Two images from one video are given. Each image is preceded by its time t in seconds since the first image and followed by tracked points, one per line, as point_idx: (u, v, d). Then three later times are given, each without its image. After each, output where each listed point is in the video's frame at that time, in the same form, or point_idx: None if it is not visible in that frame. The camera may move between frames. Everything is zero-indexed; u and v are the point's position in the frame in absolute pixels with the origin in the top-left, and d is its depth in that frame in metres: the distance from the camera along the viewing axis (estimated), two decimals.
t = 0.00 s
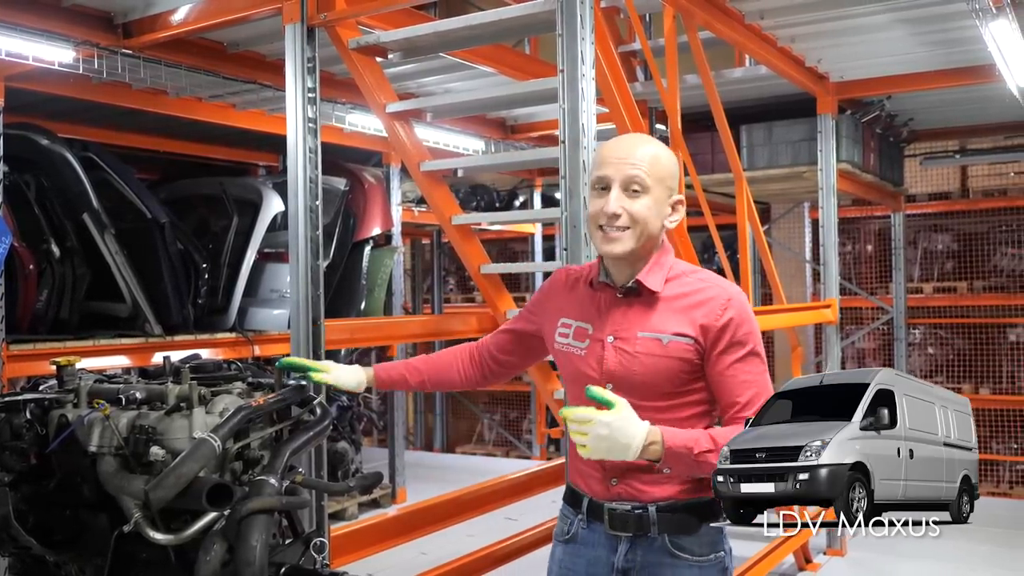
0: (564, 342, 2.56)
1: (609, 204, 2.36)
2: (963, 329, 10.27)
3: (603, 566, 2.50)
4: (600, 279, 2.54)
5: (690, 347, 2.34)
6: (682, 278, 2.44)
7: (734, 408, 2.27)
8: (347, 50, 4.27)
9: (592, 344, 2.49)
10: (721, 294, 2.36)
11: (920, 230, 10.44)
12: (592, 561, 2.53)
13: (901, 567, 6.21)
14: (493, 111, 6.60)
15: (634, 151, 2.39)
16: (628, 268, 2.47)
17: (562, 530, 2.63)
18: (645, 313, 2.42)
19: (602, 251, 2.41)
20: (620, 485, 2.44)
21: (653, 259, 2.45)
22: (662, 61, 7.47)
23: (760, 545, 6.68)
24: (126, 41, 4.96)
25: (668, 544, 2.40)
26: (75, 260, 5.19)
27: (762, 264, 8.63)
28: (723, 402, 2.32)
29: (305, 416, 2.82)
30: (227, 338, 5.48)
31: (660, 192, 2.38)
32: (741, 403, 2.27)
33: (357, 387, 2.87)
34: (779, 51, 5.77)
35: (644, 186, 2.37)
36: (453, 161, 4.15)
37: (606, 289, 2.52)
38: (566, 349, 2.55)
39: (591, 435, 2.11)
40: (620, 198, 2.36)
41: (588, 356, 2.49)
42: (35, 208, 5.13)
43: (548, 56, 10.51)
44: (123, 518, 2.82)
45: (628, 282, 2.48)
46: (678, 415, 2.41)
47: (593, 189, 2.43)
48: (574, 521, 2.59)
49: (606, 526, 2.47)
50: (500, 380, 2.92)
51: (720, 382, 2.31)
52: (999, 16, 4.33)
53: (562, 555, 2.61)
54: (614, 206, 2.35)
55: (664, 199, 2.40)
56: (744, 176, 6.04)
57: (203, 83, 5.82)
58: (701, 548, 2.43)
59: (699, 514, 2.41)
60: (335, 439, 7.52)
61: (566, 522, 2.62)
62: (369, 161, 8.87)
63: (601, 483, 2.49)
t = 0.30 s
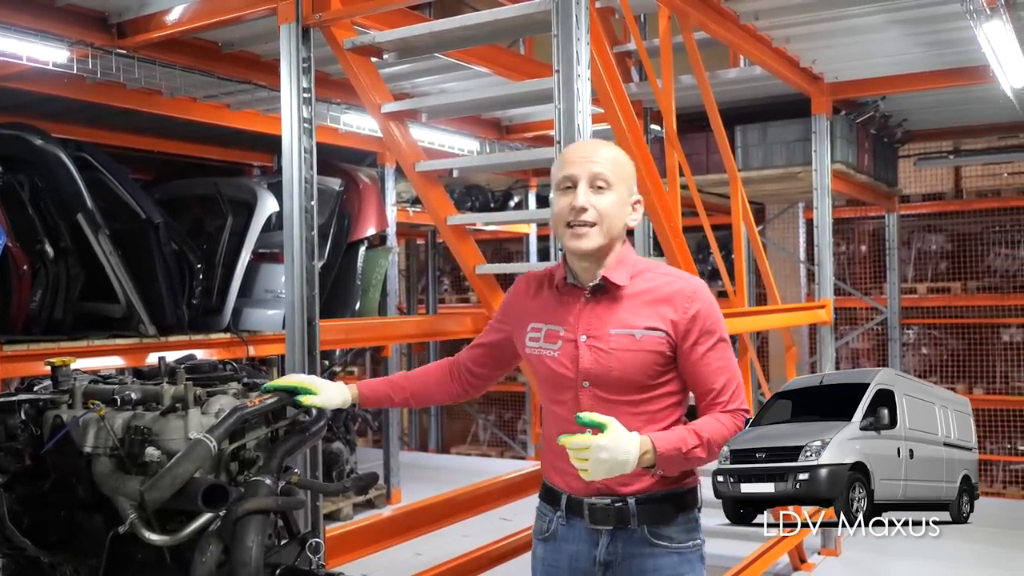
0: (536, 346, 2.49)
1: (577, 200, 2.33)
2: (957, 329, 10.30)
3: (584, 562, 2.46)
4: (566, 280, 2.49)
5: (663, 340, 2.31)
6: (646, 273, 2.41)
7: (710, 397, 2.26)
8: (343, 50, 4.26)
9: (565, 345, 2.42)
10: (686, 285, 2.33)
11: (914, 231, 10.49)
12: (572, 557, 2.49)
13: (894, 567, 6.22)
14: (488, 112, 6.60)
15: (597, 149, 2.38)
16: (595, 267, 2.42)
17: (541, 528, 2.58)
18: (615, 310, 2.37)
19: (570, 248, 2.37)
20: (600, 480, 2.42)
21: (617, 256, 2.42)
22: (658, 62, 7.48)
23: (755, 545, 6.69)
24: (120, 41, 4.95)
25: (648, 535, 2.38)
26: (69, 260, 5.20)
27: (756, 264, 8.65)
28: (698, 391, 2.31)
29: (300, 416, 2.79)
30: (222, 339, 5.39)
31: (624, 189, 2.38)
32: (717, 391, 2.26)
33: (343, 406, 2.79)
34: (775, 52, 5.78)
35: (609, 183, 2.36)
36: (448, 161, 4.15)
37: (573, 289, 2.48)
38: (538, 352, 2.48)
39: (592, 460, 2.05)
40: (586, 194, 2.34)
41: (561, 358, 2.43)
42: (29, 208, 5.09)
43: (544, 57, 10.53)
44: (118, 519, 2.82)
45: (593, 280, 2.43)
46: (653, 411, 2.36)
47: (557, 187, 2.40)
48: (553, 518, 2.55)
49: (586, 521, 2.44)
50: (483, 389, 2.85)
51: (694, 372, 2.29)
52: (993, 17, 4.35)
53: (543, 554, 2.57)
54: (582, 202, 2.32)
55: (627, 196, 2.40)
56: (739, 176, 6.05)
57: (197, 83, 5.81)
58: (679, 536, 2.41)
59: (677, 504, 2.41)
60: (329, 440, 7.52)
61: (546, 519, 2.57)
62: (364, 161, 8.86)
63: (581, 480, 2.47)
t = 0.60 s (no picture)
0: (516, 352, 2.49)
1: (541, 210, 2.34)
2: (953, 329, 10.32)
3: (572, 559, 2.47)
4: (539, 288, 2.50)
5: (637, 335, 2.33)
6: (616, 273, 2.43)
7: (685, 388, 2.27)
8: (339, 50, 4.26)
9: (544, 349, 2.43)
10: (653, 281, 2.35)
11: (909, 231, 10.50)
12: (560, 554, 2.50)
13: (890, 566, 6.24)
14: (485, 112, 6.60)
15: (555, 159, 2.39)
16: (565, 273, 2.44)
17: (529, 526, 2.60)
18: (589, 309, 2.39)
19: (540, 256, 2.38)
20: (587, 479, 2.42)
21: (585, 259, 2.44)
22: (654, 62, 7.49)
23: (751, 545, 6.71)
24: (117, 40, 4.93)
25: (634, 532, 2.39)
26: (65, 260, 5.21)
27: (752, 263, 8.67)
28: (674, 384, 2.31)
29: (297, 416, 2.78)
30: (218, 338, 5.34)
31: (585, 194, 2.40)
32: (690, 382, 2.27)
33: (336, 410, 2.79)
34: (771, 52, 5.80)
35: (571, 191, 2.37)
36: (445, 161, 4.15)
37: (547, 296, 2.48)
38: (519, 358, 2.49)
39: (577, 452, 2.04)
40: (550, 203, 2.35)
41: (542, 362, 2.44)
42: (26, 207, 5.12)
43: (540, 56, 10.53)
44: (116, 520, 2.81)
45: (565, 286, 2.45)
46: (632, 408, 2.36)
47: (519, 199, 2.40)
48: (541, 517, 2.56)
49: (573, 518, 2.45)
50: (467, 404, 2.86)
51: (668, 364, 2.30)
52: (989, 18, 4.36)
53: (532, 552, 2.58)
54: (546, 212, 2.33)
55: (589, 201, 2.42)
56: (736, 176, 6.05)
57: (193, 83, 5.81)
58: (666, 532, 2.42)
59: (663, 502, 2.42)
60: (326, 439, 7.52)
61: (533, 518, 2.59)
62: (360, 161, 8.86)
63: (567, 479, 2.47)
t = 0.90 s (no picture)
0: (509, 351, 2.50)
1: (529, 210, 2.34)
2: (952, 330, 10.33)
3: (567, 556, 2.47)
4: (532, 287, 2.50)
5: (626, 332, 2.33)
6: (606, 272, 2.44)
7: (671, 383, 2.24)
8: (339, 51, 4.25)
9: (535, 347, 2.44)
10: (641, 276, 2.36)
11: (908, 232, 10.51)
12: (555, 551, 2.51)
13: (888, 567, 6.25)
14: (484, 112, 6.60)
15: (545, 161, 2.39)
16: (555, 272, 2.44)
17: (524, 524, 2.60)
18: (578, 307, 2.40)
19: (530, 255, 2.38)
20: (580, 475, 2.42)
21: (575, 258, 2.44)
22: (653, 62, 7.48)
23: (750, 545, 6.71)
24: (116, 41, 4.92)
25: (627, 529, 2.39)
26: (64, 261, 5.20)
27: (751, 264, 8.67)
28: (662, 379, 2.29)
29: (298, 417, 2.76)
30: (217, 339, 5.34)
31: (575, 196, 2.40)
32: (677, 376, 2.24)
33: (336, 412, 2.78)
34: (770, 53, 5.81)
35: (560, 191, 2.37)
36: (444, 162, 4.15)
37: (539, 295, 2.49)
38: (511, 357, 2.50)
39: (563, 417, 2.01)
40: (539, 203, 2.35)
41: (533, 360, 2.45)
42: (24, 208, 5.12)
43: (538, 57, 10.53)
44: (116, 521, 2.81)
45: (555, 284, 2.45)
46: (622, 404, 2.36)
47: (508, 200, 2.40)
48: (536, 515, 2.56)
49: (567, 516, 2.45)
50: (463, 411, 2.88)
51: (654, 360, 2.29)
52: (990, 19, 4.36)
53: (528, 550, 2.58)
54: (535, 212, 2.33)
55: (578, 202, 2.42)
56: (735, 177, 6.05)
57: (193, 83, 5.80)
58: (659, 528, 2.42)
59: (657, 498, 2.42)
60: (324, 440, 7.52)
61: (529, 516, 2.59)
62: (359, 162, 8.85)
63: (560, 476, 2.47)
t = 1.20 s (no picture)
0: (510, 353, 2.50)
1: (531, 213, 2.33)
2: (952, 331, 10.34)
3: (567, 554, 2.48)
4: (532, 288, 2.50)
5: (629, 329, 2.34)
6: (605, 271, 2.45)
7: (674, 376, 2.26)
8: (339, 52, 4.25)
9: (538, 347, 2.45)
10: (641, 274, 2.38)
11: (907, 233, 10.53)
12: (556, 550, 2.51)
13: (889, 568, 6.25)
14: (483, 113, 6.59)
15: (543, 164, 2.38)
16: (555, 272, 2.43)
17: (525, 523, 2.60)
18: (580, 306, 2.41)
19: (533, 257, 2.36)
20: (582, 474, 2.42)
21: (575, 258, 2.44)
22: (653, 63, 7.48)
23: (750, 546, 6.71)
24: (116, 42, 4.92)
25: (628, 527, 2.39)
26: (64, 262, 5.21)
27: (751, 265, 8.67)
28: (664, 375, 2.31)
29: (300, 419, 2.72)
30: (216, 341, 5.33)
31: (574, 198, 2.39)
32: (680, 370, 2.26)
33: (339, 411, 2.78)
34: (770, 54, 5.82)
35: (560, 194, 2.36)
36: (444, 163, 4.16)
37: (540, 296, 2.49)
38: (512, 359, 2.50)
39: (587, 337, 1.98)
40: (540, 207, 2.34)
41: (535, 360, 2.45)
42: (24, 209, 5.14)
43: (538, 58, 10.54)
44: (118, 522, 2.81)
45: (556, 284, 2.45)
46: (623, 403, 2.36)
47: (508, 204, 2.38)
48: (537, 513, 2.56)
49: (568, 514, 2.45)
50: (464, 413, 2.87)
51: (657, 356, 2.30)
52: (990, 19, 4.37)
53: (529, 549, 2.58)
54: (536, 215, 2.32)
55: (578, 205, 2.41)
56: (735, 178, 6.05)
57: (193, 84, 5.80)
58: (659, 526, 2.42)
59: (658, 497, 2.42)
60: (324, 441, 7.52)
61: (530, 515, 2.59)
62: (358, 163, 8.85)
63: (562, 475, 2.47)
